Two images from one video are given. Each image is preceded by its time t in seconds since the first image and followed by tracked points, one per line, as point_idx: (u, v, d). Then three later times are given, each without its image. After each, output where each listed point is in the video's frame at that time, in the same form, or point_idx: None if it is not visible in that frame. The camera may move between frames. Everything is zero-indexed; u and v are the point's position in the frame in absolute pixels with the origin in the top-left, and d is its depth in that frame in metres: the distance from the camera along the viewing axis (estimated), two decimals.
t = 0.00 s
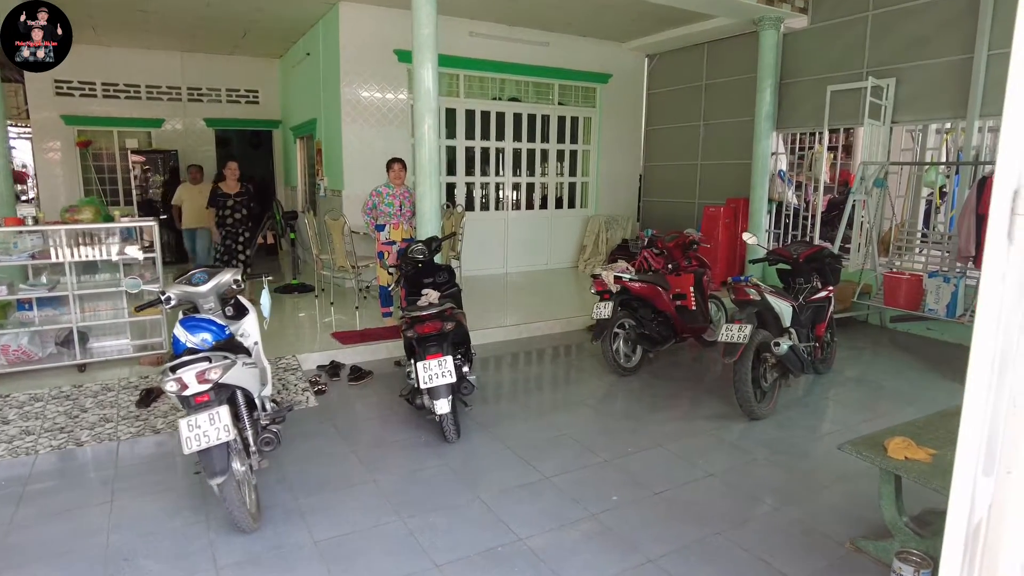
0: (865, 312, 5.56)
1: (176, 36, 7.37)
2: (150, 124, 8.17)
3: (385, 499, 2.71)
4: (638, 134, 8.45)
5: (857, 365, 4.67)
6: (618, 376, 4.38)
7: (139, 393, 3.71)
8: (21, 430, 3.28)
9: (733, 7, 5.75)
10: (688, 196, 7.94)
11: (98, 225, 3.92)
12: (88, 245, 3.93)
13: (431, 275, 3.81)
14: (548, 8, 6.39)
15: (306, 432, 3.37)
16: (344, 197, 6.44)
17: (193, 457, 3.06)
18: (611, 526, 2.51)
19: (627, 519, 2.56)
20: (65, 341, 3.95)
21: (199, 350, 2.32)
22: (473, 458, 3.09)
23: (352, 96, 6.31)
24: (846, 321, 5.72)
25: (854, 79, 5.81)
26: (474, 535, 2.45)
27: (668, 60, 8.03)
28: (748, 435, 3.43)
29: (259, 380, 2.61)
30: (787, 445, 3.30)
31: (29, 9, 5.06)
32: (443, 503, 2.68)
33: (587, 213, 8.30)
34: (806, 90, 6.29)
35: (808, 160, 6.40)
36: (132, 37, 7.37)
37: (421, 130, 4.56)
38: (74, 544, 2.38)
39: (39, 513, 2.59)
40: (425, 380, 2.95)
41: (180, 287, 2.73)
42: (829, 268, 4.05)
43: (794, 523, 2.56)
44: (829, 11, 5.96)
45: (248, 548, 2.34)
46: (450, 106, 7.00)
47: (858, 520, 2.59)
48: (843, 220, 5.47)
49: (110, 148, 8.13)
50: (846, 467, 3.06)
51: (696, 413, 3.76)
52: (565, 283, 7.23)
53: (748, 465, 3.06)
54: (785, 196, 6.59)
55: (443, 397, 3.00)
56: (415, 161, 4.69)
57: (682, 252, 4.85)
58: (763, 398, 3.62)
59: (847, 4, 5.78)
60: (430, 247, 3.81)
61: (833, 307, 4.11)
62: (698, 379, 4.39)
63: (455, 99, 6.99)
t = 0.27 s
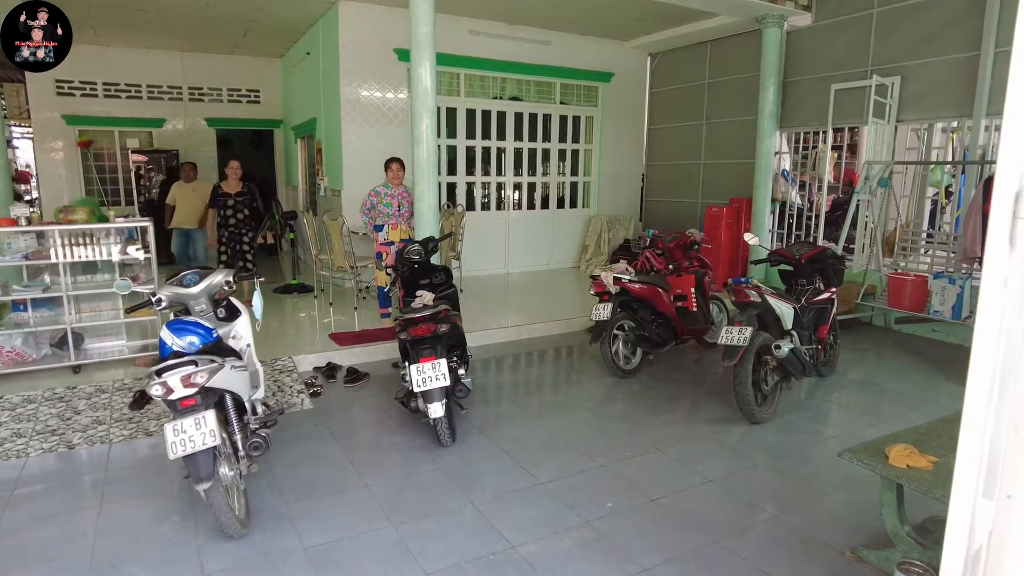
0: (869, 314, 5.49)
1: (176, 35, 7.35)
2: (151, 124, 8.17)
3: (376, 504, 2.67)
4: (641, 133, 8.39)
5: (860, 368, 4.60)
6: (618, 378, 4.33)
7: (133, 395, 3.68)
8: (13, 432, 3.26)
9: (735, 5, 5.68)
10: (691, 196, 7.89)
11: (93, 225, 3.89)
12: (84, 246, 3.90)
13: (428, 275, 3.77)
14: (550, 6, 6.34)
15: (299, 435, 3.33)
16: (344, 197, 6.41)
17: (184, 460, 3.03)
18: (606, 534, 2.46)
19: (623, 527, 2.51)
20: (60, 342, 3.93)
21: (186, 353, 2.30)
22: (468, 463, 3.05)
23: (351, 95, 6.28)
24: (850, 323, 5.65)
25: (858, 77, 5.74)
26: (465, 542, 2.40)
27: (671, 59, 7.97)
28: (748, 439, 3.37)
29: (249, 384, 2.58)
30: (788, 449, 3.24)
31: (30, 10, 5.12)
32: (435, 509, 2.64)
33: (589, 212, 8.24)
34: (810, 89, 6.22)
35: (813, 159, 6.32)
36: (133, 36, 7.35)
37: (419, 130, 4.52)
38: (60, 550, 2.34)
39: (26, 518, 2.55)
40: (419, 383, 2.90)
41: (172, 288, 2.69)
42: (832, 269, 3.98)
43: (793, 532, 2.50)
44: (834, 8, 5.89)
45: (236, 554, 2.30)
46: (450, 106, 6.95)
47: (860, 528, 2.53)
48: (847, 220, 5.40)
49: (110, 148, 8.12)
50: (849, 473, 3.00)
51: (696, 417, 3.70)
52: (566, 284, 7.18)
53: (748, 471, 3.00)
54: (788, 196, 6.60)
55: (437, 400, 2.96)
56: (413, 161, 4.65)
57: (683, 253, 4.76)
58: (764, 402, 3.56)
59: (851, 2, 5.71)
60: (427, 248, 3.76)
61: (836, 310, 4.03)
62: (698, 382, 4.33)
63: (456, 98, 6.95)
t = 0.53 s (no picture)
0: (879, 317, 5.41)
1: (184, 37, 7.37)
2: (159, 125, 8.20)
3: (372, 510, 2.64)
4: (648, 134, 8.33)
5: (869, 372, 4.52)
6: (622, 382, 4.28)
7: (134, 397, 3.68)
8: (14, 434, 3.26)
9: (744, 4, 5.61)
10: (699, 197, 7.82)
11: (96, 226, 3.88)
12: (87, 247, 3.89)
13: (430, 278, 3.74)
14: (556, 6, 6.29)
15: (298, 438, 3.31)
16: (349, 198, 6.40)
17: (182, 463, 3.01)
18: (605, 543, 2.42)
19: (622, 535, 2.47)
20: (63, 343, 3.93)
21: (180, 357, 2.30)
22: (467, 468, 3.02)
23: (357, 96, 6.27)
24: (859, 326, 5.57)
25: (869, 77, 5.66)
26: (461, 550, 2.37)
27: (679, 59, 7.91)
28: (753, 445, 3.31)
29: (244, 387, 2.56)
30: (793, 456, 3.18)
31: (29, 9, 4.71)
32: (432, 515, 2.61)
33: (596, 213, 8.19)
34: (821, 88, 6.14)
35: (822, 159, 6.23)
36: (141, 38, 7.38)
37: (422, 131, 4.49)
38: (54, 554, 2.33)
39: (22, 522, 2.55)
40: (418, 388, 2.88)
41: (169, 291, 2.67)
42: (840, 271, 3.93)
43: (796, 542, 2.45)
44: (844, 7, 5.81)
45: (230, 560, 2.28)
46: (456, 106, 6.93)
47: (865, 538, 2.47)
48: (857, 222, 5.32)
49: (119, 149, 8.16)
50: (855, 481, 2.94)
51: (700, 422, 3.65)
52: (572, 285, 7.14)
53: (751, 478, 2.95)
54: (797, 197, 6.46)
55: (436, 404, 2.93)
56: (417, 162, 4.62)
57: (688, 255, 4.86)
58: (770, 407, 3.50)
59: None
60: (429, 250, 3.72)
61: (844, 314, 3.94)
62: (703, 386, 4.28)
63: (461, 98, 6.92)
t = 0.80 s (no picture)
0: (891, 322, 5.33)
1: (195, 40, 7.43)
2: (171, 127, 8.26)
3: (374, 515, 2.63)
4: (658, 136, 8.30)
5: (881, 378, 4.46)
6: (628, 387, 4.25)
7: (142, 399, 3.70)
8: (22, 435, 3.29)
9: (753, 5, 5.57)
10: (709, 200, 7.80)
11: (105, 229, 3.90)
12: (96, 249, 3.91)
13: (435, 281, 3.72)
14: (565, 8, 6.28)
15: (303, 442, 3.32)
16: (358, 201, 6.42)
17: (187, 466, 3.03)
18: (608, 551, 2.40)
19: (625, 543, 2.45)
20: (72, 345, 3.97)
21: (181, 361, 2.30)
22: (470, 473, 3.00)
23: (366, 99, 6.29)
24: (871, 331, 5.50)
25: (882, 78, 5.59)
26: (461, 556, 2.35)
27: (690, 61, 7.89)
28: (760, 452, 3.27)
29: (246, 392, 2.57)
30: (801, 463, 3.14)
31: (29, 10, 5.04)
32: (433, 521, 2.59)
33: (605, 216, 8.16)
34: (832, 90, 6.08)
35: (833, 162, 6.19)
36: (153, 42, 7.46)
37: (429, 134, 4.49)
38: (57, 556, 2.34)
39: (28, 523, 2.57)
40: (421, 392, 2.87)
41: (174, 293, 2.67)
42: (850, 276, 3.83)
43: (802, 552, 2.41)
44: (856, 8, 5.75)
45: (231, 564, 2.28)
46: (465, 109, 6.93)
47: (873, 549, 2.43)
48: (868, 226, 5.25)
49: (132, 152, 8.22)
50: (863, 490, 2.89)
51: (707, 428, 3.61)
52: (581, 288, 7.11)
53: (757, 486, 2.91)
54: (808, 200, 6.45)
55: (439, 409, 2.92)
56: (423, 165, 4.63)
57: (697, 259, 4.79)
58: (778, 414, 3.46)
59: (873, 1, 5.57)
60: (434, 254, 3.71)
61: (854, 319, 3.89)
62: (711, 392, 4.24)
63: (470, 101, 6.92)
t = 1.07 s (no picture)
0: (906, 329, 5.26)
1: (213, 46, 7.55)
2: (188, 132, 8.38)
3: (380, 517, 2.65)
4: (671, 140, 8.28)
5: (895, 385, 4.40)
6: (637, 392, 4.23)
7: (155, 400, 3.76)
8: (39, 434, 3.36)
9: (766, 9, 5.54)
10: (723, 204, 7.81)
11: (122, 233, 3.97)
12: (111, 252, 3.98)
13: (444, 285, 3.74)
14: (577, 13, 6.29)
15: (311, 444, 3.34)
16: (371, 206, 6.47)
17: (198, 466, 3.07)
18: (612, 556, 2.39)
19: (630, 549, 2.44)
20: (88, 346, 4.04)
21: (191, 363, 2.34)
22: (476, 477, 3.01)
23: (379, 104, 6.34)
24: (886, 337, 5.43)
25: (897, 82, 5.55)
26: (464, 559, 2.36)
27: (704, 65, 7.89)
28: (769, 459, 3.24)
29: (254, 394, 2.61)
30: (810, 471, 3.11)
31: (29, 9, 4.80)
32: (438, 523, 2.61)
33: (618, 220, 8.14)
34: (847, 94, 6.03)
35: (848, 166, 6.09)
36: (172, 48, 7.58)
37: (440, 139, 4.51)
38: (69, 553, 2.39)
39: (42, 520, 2.62)
40: (427, 396, 2.89)
41: (185, 296, 2.70)
42: (862, 283, 3.80)
43: (808, 560, 2.39)
44: (871, 11, 5.70)
45: (238, 563, 2.31)
46: (478, 113, 6.95)
47: (880, 559, 2.40)
48: (883, 231, 5.20)
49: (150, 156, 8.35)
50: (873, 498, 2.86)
51: (716, 434, 3.59)
52: (592, 293, 7.10)
53: (765, 493, 2.89)
54: (823, 205, 6.29)
55: (445, 413, 2.94)
56: (434, 169, 4.66)
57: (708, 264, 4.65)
58: (787, 420, 3.43)
59: (889, 4, 5.52)
60: (443, 258, 3.74)
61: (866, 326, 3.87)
62: (721, 397, 4.21)
63: (483, 106, 6.95)
